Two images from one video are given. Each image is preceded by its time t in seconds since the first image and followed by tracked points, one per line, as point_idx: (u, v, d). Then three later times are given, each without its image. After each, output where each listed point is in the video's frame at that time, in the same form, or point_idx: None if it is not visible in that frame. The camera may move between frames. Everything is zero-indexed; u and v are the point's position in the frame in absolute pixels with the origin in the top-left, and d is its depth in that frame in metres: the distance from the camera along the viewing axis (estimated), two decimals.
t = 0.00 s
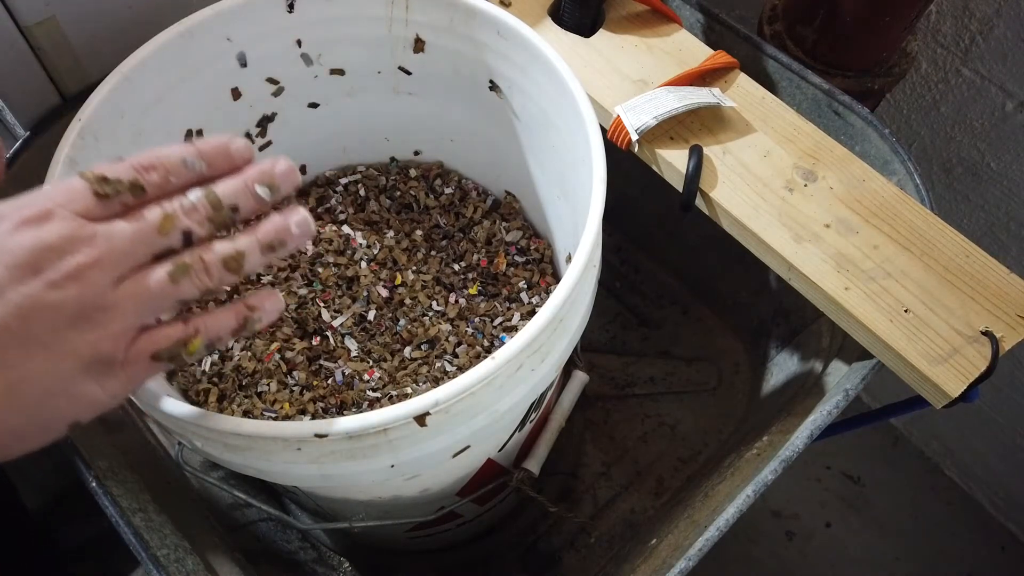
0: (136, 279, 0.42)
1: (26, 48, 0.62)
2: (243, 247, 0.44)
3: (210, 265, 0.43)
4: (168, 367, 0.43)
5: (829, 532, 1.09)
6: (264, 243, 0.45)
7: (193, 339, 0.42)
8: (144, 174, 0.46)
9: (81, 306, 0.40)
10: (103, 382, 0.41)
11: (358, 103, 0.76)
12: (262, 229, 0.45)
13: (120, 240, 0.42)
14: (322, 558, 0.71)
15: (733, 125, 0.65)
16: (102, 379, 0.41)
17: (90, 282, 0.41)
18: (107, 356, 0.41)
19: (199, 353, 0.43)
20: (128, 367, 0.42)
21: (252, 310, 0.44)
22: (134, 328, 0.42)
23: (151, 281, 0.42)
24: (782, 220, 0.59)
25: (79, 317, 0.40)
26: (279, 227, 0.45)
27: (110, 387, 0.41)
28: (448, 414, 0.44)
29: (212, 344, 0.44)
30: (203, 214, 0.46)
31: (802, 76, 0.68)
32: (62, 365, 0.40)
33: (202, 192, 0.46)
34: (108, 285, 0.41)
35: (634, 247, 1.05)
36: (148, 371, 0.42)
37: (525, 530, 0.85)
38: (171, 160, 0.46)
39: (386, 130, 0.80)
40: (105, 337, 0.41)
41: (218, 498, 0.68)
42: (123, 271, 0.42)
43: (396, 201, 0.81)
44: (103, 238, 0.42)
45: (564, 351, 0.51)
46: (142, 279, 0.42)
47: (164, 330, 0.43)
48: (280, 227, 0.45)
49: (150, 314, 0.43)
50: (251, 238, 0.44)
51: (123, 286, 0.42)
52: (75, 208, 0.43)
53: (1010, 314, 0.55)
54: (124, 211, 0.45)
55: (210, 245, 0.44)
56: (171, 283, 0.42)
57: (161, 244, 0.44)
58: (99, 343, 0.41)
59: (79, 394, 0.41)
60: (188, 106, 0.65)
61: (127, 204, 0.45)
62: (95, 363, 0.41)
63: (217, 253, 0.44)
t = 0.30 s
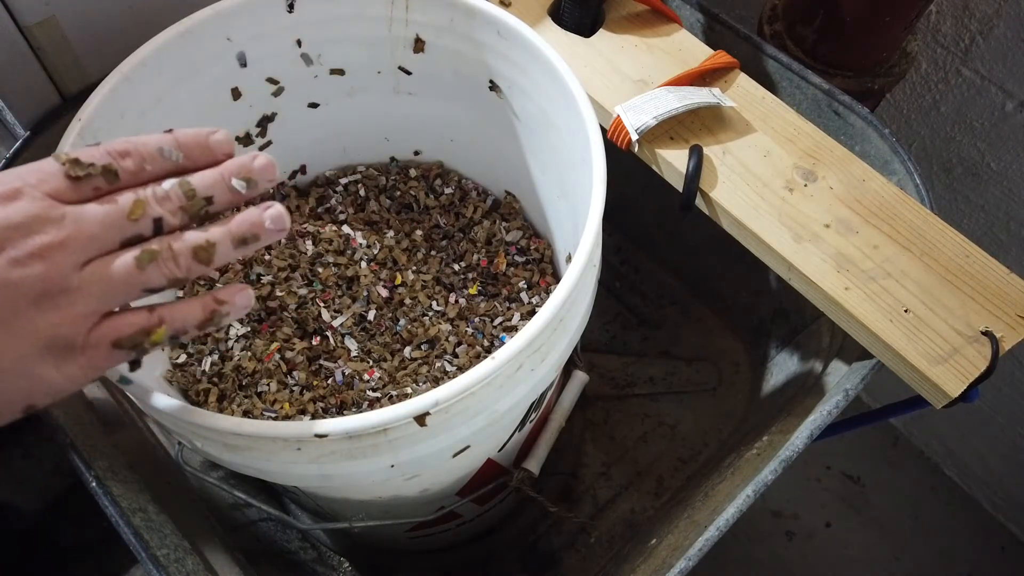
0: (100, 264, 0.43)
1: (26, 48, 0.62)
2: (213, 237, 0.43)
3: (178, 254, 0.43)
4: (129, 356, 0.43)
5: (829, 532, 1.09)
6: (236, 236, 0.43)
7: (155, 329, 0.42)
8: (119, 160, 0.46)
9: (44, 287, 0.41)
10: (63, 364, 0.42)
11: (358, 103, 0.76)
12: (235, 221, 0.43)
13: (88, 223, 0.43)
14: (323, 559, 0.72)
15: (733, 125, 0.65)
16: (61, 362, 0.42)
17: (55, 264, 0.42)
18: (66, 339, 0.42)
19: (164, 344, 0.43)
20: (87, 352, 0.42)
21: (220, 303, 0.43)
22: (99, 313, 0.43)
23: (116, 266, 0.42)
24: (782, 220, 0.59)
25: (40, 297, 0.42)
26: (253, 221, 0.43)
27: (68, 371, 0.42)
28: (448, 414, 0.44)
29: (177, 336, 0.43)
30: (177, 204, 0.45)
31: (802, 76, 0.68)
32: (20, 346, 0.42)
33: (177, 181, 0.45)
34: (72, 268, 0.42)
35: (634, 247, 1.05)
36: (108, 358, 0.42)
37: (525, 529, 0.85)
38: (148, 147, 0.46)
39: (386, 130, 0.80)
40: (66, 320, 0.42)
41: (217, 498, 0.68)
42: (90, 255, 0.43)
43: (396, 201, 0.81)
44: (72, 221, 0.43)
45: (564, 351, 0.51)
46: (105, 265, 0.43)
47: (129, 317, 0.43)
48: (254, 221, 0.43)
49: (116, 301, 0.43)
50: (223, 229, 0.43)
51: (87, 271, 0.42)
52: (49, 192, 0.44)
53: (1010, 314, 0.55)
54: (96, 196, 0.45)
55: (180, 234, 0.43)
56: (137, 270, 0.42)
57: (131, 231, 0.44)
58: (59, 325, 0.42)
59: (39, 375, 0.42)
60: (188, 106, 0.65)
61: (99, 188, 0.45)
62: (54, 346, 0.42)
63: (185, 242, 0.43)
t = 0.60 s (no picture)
0: (74, 266, 0.43)
1: (26, 48, 0.62)
2: (193, 246, 0.42)
3: (154, 260, 0.42)
4: (98, 360, 0.43)
5: (829, 532, 1.09)
6: (217, 247, 0.43)
7: (126, 336, 0.42)
8: (104, 162, 0.46)
9: (13, 284, 0.42)
10: (28, 365, 0.43)
11: (358, 102, 0.76)
12: (218, 232, 0.43)
13: (66, 224, 0.43)
14: (323, 558, 0.72)
15: (733, 125, 0.65)
16: (26, 361, 0.43)
17: (27, 263, 0.42)
18: (34, 340, 0.42)
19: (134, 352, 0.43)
20: (53, 354, 0.43)
21: (194, 315, 0.43)
22: (70, 316, 0.43)
23: (88, 269, 0.42)
24: (782, 220, 0.59)
25: (9, 296, 0.42)
26: (236, 233, 0.43)
27: (33, 372, 0.43)
28: (448, 414, 0.44)
29: (148, 344, 0.43)
30: (158, 209, 0.44)
31: (802, 76, 0.68)
32: None
33: (161, 187, 0.45)
34: (45, 268, 0.42)
35: (634, 247, 1.05)
36: (76, 360, 0.43)
37: (525, 529, 0.85)
38: (135, 152, 0.46)
39: (386, 130, 0.80)
40: (36, 320, 0.42)
41: (217, 498, 0.68)
42: (64, 256, 0.43)
43: (396, 201, 0.81)
44: (50, 220, 0.43)
45: (563, 352, 0.51)
46: (78, 267, 0.43)
47: (101, 322, 0.43)
48: (238, 234, 0.43)
49: (87, 305, 0.43)
50: (203, 239, 0.43)
51: (59, 272, 0.43)
52: (30, 189, 0.45)
53: (1010, 314, 0.55)
54: (78, 196, 0.46)
55: (159, 242, 0.43)
56: (111, 274, 0.42)
57: (108, 234, 0.44)
58: (28, 326, 0.42)
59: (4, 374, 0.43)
60: (188, 106, 0.65)
61: (82, 189, 0.46)
62: (21, 345, 0.42)
63: (163, 249, 0.43)
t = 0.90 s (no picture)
0: (64, 237, 0.39)
1: (26, 48, 0.62)
2: (191, 218, 0.40)
3: (148, 231, 0.39)
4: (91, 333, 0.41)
5: (829, 532, 1.09)
6: (218, 219, 0.40)
7: (119, 310, 0.40)
8: (99, 124, 0.42)
9: None
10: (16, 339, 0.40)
11: (358, 102, 0.76)
12: (220, 205, 0.40)
13: (55, 192, 0.39)
14: (323, 558, 0.72)
15: (733, 125, 0.65)
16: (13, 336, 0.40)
17: (10, 232, 0.38)
18: (21, 312, 0.39)
19: (128, 323, 0.41)
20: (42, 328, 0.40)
21: (191, 289, 0.41)
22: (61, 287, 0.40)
23: (80, 242, 0.39)
24: (781, 220, 0.59)
25: None
26: (241, 206, 0.41)
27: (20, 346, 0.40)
28: (448, 414, 0.44)
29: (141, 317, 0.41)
30: (156, 176, 0.41)
31: (802, 76, 0.68)
32: None
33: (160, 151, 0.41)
34: (31, 238, 0.38)
35: (634, 247, 1.05)
36: (66, 334, 0.41)
37: (525, 529, 0.85)
38: (134, 115, 0.43)
39: (386, 130, 0.80)
40: (24, 294, 0.39)
41: (217, 498, 0.68)
42: (52, 224, 0.39)
43: (396, 201, 0.81)
44: (39, 187, 0.39)
45: (563, 352, 0.51)
46: (68, 238, 0.39)
47: (94, 292, 0.41)
48: (243, 208, 0.41)
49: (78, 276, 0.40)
50: (204, 212, 0.40)
51: (47, 243, 0.39)
52: (14, 149, 0.40)
53: (1010, 314, 0.55)
54: (66, 158, 0.42)
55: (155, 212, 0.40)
56: (103, 246, 0.39)
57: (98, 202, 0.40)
58: (16, 300, 0.39)
59: None
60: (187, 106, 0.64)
61: (71, 152, 0.42)
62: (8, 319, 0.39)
63: (158, 221, 0.39)
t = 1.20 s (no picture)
0: (53, 184, 0.39)
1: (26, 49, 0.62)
2: (187, 155, 0.41)
3: (143, 173, 0.40)
4: (93, 289, 0.41)
5: (829, 532, 1.09)
6: (216, 153, 0.41)
7: (123, 262, 0.41)
8: (79, 57, 0.42)
9: None
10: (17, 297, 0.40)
11: (358, 102, 0.76)
12: (216, 139, 0.41)
13: (40, 136, 0.39)
14: (323, 558, 0.72)
15: (733, 125, 0.65)
16: (15, 295, 0.40)
17: None
18: (17, 269, 0.40)
19: (131, 277, 0.42)
20: (43, 285, 0.41)
21: (197, 236, 0.41)
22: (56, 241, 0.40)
23: (70, 188, 0.39)
24: (781, 220, 0.59)
25: None
26: (240, 138, 0.42)
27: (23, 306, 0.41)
28: (448, 414, 0.44)
29: (147, 268, 0.42)
30: (144, 111, 0.42)
31: (802, 76, 0.68)
32: None
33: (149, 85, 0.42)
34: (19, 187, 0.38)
35: (634, 247, 1.05)
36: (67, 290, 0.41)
37: (525, 529, 0.85)
38: (116, 44, 0.42)
39: (386, 130, 0.80)
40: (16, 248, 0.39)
41: (218, 498, 0.68)
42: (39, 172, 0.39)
43: (396, 201, 0.81)
44: (19, 132, 0.39)
45: (563, 352, 0.51)
46: (59, 185, 0.39)
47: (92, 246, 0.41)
48: (241, 137, 0.42)
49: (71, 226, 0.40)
50: (201, 147, 0.41)
51: (37, 190, 0.39)
52: None
53: (1010, 314, 0.55)
54: (49, 99, 0.42)
55: (149, 150, 0.41)
56: (95, 191, 0.40)
57: (89, 143, 0.41)
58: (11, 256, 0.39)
59: None
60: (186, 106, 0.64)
61: (53, 91, 0.42)
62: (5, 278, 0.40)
63: (153, 161, 0.40)
